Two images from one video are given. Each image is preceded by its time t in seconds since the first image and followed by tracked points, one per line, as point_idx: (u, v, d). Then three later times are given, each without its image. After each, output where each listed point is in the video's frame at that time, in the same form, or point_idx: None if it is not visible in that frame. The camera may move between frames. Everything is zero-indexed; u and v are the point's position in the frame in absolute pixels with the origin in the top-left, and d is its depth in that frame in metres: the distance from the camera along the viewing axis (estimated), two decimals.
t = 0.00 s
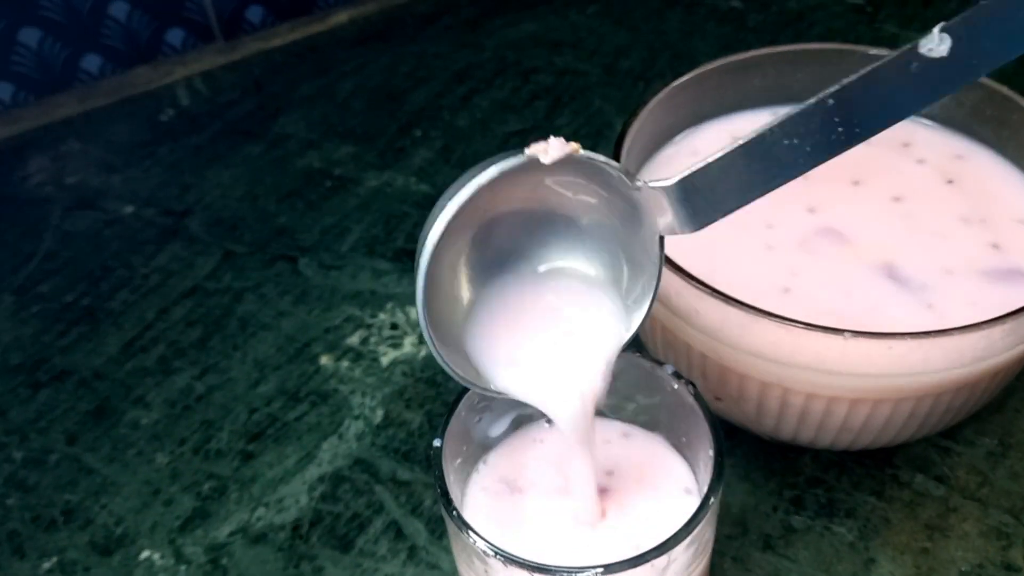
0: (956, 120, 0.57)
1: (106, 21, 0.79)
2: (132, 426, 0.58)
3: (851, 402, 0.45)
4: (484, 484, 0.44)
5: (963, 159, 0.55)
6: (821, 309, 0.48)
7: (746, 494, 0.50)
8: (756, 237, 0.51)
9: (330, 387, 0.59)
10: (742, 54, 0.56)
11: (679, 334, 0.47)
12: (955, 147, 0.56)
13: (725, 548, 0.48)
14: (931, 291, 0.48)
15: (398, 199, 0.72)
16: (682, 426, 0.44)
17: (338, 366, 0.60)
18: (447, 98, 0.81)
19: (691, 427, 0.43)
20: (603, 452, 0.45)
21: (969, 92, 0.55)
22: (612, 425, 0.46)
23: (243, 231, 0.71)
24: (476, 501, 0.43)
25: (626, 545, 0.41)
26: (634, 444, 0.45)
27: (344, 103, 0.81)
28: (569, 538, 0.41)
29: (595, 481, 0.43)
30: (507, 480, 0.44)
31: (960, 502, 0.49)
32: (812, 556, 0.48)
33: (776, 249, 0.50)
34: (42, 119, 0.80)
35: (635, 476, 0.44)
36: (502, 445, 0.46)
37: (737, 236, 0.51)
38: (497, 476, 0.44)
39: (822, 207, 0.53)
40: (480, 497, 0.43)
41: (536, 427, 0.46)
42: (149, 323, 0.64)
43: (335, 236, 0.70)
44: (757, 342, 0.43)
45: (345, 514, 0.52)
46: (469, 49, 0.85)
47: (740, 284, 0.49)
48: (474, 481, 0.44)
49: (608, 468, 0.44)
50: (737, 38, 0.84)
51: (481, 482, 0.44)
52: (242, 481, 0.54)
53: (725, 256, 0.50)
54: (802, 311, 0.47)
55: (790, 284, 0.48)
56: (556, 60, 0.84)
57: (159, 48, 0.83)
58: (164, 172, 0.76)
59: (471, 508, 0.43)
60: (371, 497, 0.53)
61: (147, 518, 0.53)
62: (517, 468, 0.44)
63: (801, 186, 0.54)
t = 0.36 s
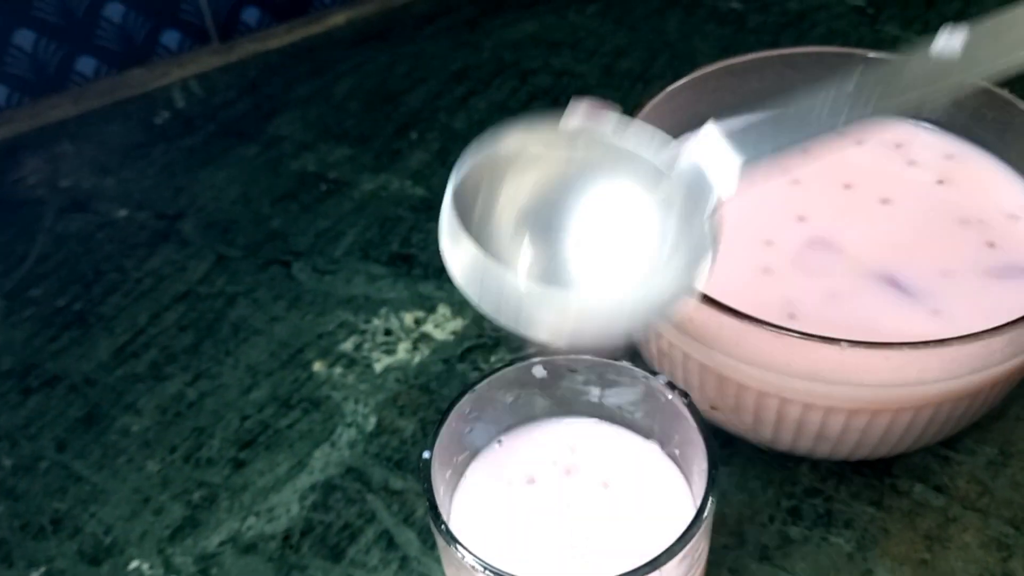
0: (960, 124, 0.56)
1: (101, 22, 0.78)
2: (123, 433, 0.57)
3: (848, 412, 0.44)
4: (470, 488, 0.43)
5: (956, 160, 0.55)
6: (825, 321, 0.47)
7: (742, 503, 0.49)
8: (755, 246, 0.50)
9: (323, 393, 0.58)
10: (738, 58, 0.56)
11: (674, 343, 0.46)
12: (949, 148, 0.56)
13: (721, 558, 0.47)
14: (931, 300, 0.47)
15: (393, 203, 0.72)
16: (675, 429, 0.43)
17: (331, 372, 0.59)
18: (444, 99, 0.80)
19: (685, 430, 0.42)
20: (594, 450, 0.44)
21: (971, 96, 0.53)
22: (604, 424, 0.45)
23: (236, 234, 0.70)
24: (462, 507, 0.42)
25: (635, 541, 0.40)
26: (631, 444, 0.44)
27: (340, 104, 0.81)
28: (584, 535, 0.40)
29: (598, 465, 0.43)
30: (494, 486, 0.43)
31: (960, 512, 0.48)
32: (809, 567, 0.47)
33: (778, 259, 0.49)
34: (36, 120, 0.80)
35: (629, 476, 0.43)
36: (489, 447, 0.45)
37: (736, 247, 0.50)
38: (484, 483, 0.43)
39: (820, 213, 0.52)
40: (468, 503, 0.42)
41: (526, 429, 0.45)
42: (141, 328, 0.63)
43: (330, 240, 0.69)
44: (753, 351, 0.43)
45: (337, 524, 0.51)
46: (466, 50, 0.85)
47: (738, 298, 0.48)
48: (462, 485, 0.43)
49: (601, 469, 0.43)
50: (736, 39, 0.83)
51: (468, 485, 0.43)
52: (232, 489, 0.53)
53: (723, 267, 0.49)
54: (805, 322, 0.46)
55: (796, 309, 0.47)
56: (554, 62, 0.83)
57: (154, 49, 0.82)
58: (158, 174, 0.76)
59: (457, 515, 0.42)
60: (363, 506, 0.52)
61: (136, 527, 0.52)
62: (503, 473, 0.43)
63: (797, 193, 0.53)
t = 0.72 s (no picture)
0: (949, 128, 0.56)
1: (103, 28, 0.79)
2: (123, 433, 0.58)
3: (837, 414, 0.45)
4: (464, 486, 0.44)
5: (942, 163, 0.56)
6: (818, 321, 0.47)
7: (733, 502, 0.50)
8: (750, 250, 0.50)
9: (321, 394, 0.59)
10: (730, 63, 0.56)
11: (665, 344, 0.47)
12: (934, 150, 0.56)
13: (713, 557, 0.48)
14: (922, 299, 0.48)
15: (391, 206, 0.72)
16: (666, 428, 0.44)
17: (330, 374, 0.60)
18: (441, 104, 0.81)
19: (676, 430, 0.43)
20: (587, 449, 0.45)
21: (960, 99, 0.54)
22: (596, 423, 0.46)
23: (237, 237, 0.71)
24: (456, 504, 0.43)
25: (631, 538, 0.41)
26: (624, 444, 0.45)
27: (339, 109, 0.82)
28: (585, 543, 0.41)
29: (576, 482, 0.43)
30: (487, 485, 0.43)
31: (949, 512, 0.49)
32: (799, 566, 0.48)
33: (772, 261, 0.50)
34: (39, 125, 0.81)
35: (620, 474, 0.43)
36: (484, 446, 0.45)
37: (730, 251, 0.50)
38: (478, 481, 0.44)
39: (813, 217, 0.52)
40: (461, 500, 0.43)
41: (520, 428, 0.46)
42: (142, 330, 0.64)
43: (328, 243, 0.70)
44: (742, 352, 0.43)
45: (334, 522, 0.52)
46: (464, 56, 0.85)
47: (730, 301, 0.48)
48: (457, 482, 0.44)
49: (593, 467, 0.44)
50: (731, 44, 0.84)
51: (462, 483, 0.44)
52: (231, 489, 0.54)
53: (718, 272, 0.49)
54: (797, 323, 0.47)
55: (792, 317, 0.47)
56: (550, 67, 0.84)
57: (156, 55, 0.83)
58: (159, 178, 0.77)
59: (450, 512, 0.43)
60: (360, 505, 0.53)
61: (136, 526, 0.53)
62: (496, 474, 0.44)
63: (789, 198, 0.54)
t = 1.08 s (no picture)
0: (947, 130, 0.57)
1: (108, 31, 0.80)
2: (129, 432, 0.58)
3: (835, 412, 0.45)
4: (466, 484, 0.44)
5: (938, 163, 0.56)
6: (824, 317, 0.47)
7: (733, 500, 0.50)
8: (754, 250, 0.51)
9: (325, 393, 0.59)
10: (732, 65, 0.57)
11: (665, 343, 0.47)
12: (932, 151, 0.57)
13: (712, 554, 0.49)
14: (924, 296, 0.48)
15: (394, 208, 0.73)
16: (664, 425, 0.45)
17: (333, 373, 0.61)
18: (444, 107, 0.82)
19: (674, 427, 0.43)
20: (587, 444, 0.45)
21: (957, 102, 0.55)
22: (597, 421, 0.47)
23: (241, 238, 0.71)
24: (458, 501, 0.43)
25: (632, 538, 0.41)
26: (623, 440, 0.46)
27: (342, 112, 0.82)
28: (590, 549, 0.41)
29: (574, 492, 0.43)
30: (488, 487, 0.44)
31: (947, 510, 0.49)
32: (798, 563, 0.48)
33: (773, 260, 0.50)
34: (45, 128, 0.81)
35: (619, 470, 0.44)
36: (487, 444, 0.46)
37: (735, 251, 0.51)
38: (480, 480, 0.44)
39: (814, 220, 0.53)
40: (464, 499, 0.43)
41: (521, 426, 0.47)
42: (147, 330, 0.65)
43: (332, 244, 0.70)
44: (741, 351, 0.44)
45: (338, 519, 0.52)
46: (466, 59, 0.86)
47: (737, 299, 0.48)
48: (459, 479, 0.45)
49: (594, 463, 0.44)
50: (731, 47, 0.85)
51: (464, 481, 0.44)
52: (236, 486, 0.54)
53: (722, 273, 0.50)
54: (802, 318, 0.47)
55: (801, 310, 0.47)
56: (552, 70, 0.84)
57: (160, 58, 0.84)
58: (164, 180, 0.77)
59: (452, 508, 0.43)
60: (363, 502, 0.53)
61: (142, 522, 0.53)
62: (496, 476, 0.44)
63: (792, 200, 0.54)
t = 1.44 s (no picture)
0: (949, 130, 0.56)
1: (107, 30, 0.80)
2: (127, 431, 0.58)
3: (837, 412, 0.45)
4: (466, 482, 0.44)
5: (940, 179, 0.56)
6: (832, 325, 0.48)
7: (734, 501, 0.50)
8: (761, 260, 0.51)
9: (324, 393, 0.59)
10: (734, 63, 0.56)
11: (666, 342, 0.47)
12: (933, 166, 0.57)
13: (713, 555, 0.48)
14: (930, 309, 0.48)
15: (394, 207, 0.73)
16: (666, 426, 0.44)
17: (332, 372, 0.60)
18: (444, 106, 0.82)
19: (677, 427, 0.43)
20: (588, 445, 0.45)
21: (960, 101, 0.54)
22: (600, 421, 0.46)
23: (240, 237, 0.71)
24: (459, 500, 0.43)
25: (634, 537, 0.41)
26: (625, 440, 0.45)
27: (342, 111, 0.82)
28: (591, 554, 0.40)
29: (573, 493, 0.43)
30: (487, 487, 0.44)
31: (949, 511, 0.49)
32: (800, 564, 0.48)
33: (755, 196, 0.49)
34: (44, 126, 0.81)
35: (618, 470, 0.44)
36: (488, 442, 0.46)
37: (742, 261, 0.51)
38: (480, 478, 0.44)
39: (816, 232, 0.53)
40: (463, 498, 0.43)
41: (524, 425, 0.46)
42: (145, 329, 0.65)
43: (331, 243, 0.70)
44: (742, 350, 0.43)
45: (337, 519, 0.52)
46: (467, 58, 0.86)
47: (745, 307, 0.49)
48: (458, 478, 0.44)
49: (594, 464, 0.44)
50: (732, 47, 0.85)
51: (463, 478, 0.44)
52: (235, 486, 0.54)
53: (727, 281, 0.50)
54: (811, 327, 0.48)
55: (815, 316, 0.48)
56: (552, 69, 0.84)
57: (159, 56, 0.84)
58: (163, 178, 0.77)
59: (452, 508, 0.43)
60: (363, 502, 0.53)
61: (140, 522, 0.53)
62: (498, 475, 0.44)
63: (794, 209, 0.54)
